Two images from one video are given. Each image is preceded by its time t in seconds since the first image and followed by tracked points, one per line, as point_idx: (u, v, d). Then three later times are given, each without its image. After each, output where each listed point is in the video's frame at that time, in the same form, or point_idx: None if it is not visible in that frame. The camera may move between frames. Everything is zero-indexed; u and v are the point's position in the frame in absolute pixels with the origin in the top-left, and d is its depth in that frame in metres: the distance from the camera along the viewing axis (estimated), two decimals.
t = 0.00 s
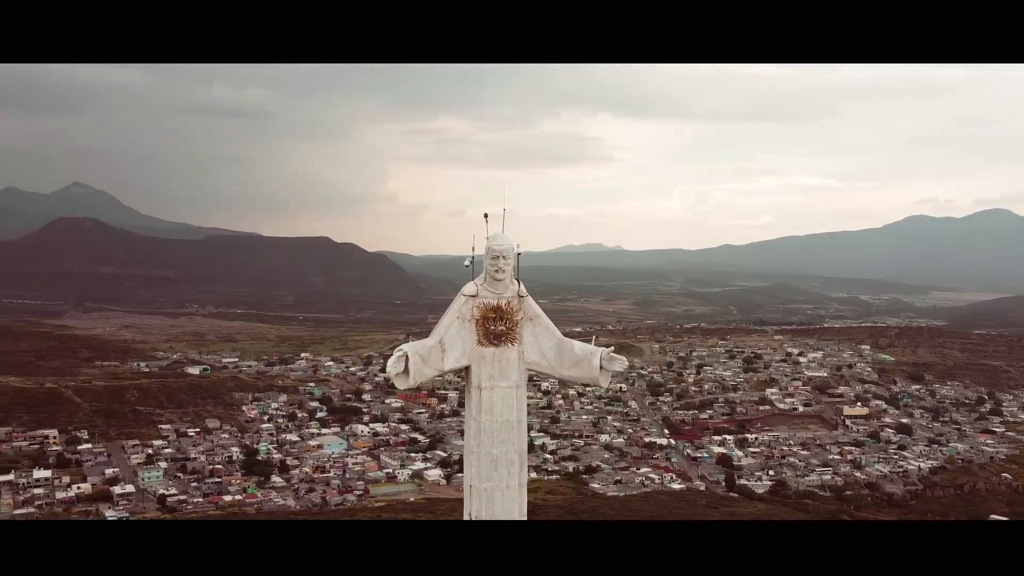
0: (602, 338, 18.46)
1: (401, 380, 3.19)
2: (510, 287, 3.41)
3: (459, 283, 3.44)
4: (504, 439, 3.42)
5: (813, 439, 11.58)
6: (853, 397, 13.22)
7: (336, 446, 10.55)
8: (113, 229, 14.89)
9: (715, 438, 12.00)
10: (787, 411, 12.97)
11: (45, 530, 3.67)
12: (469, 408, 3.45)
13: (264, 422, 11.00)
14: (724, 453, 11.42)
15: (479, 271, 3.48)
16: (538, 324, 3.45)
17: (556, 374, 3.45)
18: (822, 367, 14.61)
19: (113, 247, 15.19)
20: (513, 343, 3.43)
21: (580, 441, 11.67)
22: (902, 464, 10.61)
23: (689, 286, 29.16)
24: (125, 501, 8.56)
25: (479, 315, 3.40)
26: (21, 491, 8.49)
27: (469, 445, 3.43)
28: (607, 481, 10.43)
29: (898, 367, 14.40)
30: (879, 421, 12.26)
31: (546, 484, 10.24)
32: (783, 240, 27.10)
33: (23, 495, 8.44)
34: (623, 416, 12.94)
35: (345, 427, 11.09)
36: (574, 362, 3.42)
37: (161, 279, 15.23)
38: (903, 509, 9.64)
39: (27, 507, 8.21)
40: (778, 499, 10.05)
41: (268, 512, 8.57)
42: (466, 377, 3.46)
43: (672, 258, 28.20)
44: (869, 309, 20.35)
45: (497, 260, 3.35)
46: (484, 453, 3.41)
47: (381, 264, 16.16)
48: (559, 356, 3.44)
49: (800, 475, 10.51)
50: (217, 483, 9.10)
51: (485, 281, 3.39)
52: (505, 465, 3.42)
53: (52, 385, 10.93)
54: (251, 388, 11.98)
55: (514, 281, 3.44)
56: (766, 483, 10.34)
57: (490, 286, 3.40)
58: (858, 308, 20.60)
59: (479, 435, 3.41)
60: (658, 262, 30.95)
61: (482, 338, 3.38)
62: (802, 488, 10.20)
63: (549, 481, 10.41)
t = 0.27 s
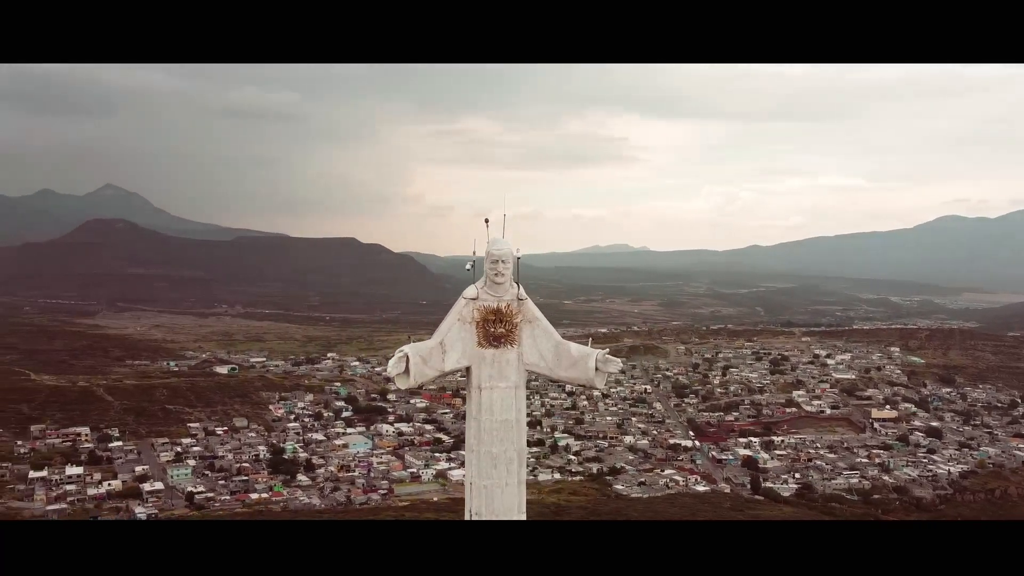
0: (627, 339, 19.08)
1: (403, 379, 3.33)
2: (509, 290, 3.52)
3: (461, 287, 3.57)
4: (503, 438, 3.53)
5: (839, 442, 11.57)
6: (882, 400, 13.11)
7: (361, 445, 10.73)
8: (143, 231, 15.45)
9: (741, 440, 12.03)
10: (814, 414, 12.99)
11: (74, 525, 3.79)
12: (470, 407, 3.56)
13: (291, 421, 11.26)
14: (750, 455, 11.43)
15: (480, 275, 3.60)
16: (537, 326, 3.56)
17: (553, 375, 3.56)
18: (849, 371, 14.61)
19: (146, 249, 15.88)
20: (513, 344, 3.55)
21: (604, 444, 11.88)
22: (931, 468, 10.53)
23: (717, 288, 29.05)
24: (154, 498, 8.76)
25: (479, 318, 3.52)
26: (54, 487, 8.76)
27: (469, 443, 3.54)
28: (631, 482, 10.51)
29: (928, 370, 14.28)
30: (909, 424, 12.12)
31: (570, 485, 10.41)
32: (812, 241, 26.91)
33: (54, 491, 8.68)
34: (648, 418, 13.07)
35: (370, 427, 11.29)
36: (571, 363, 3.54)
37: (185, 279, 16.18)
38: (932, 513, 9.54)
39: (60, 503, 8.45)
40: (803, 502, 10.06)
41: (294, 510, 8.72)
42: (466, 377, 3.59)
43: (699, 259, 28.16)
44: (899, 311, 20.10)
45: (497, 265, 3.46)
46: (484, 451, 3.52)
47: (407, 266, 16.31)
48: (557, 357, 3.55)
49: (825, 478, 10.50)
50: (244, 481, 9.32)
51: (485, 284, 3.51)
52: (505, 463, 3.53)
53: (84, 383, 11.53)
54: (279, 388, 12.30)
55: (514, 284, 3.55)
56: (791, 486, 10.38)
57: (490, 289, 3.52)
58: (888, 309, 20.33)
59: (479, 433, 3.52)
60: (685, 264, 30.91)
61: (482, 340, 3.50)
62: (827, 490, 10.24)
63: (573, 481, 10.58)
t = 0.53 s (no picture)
0: (649, 339, 19.44)
1: (404, 379, 3.50)
2: (509, 292, 3.65)
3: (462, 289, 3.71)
4: (503, 437, 3.66)
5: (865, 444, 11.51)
6: (908, 401, 13.04)
7: (383, 444, 10.90)
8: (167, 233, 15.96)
9: (764, 442, 12.04)
10: (840, 416, 12.95)
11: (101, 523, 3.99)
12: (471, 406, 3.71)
13: (313, 420, 11.49)
14: (773, 457, 11.42)
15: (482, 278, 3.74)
16: (536, 327, 3.68)
17: (551, 374, 3.69)
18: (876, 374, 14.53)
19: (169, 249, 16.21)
20: (512, 345, 3.67)
21: (626, 444, 12.01)
22: (959, 471, 10.46)
23: (741, 289, 28.94)
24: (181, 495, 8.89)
25: (479, 319, 3.65)
26: (83, 483, 8.89)
27: (469, 441, 3.69)
28: (653, 484, 10.60)
29: (957, 372, 14.15)
30: (935, 426, 12.05)
31: (592, 485, 10.54)
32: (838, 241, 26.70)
33: (83, 487, 8.79)
34: (670, 419, 13.12)
35: (393, 426, 11.43)
36: (568, 364, 3.67)
37: (214, 278, 16.53)
38: (959, 516, 9.45)
39: (88, 499, 8.58)
40: (826, 504, 10.04)
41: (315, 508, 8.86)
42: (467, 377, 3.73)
43: (723, 259, 28.07)
44: (928, 312, 19.83)
45: (496, 268, 3.58)
46: (483, 450, 3.66)
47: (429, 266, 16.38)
48: (555, 357, 3.67)
49: (850, 481, 10.47)
50: (267, 479, 9.47)
51: (485, 286, 3.64)
52: (504, 460, 3.67)
53: (113, 382, 11.95)
54: (303, 387, 12.61)
55: (514, 287, 3.67)
56: (816, 489, 10.38)
57: (490, 292, 3.65)
58: (916, 310, 20.08)
59: (479, 432, 3.66)
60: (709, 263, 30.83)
61: (482, 341, 3.64)
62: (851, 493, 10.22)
63: (595, 482, 10.72)
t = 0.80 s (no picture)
0: (675, 341, 19.76)
1: (404, 377, 3.64)
2: (509, 294, 3.73)
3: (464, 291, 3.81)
4: (502, 434, 3.75)
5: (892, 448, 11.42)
6: (938, 404, 12.91)
7: (407, 443, 10.98)
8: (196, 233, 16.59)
9: (790, 445, 12.01)
10: (868, 418, 12.89)
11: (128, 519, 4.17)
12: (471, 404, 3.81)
13: (338, 419, 11.74)
14: (799, 460, 11.39)
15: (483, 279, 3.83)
16: (535, 328, 3.75)
17: (550, 374, 3.76)
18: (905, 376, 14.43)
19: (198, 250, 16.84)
20: (511, 346, 3.75)
21: (650, 445, 12.25)
22: (988, 476, 10.37)
23: (769, 289, 28.78)
24: (207, 492, 9.06)
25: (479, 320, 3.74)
26: (113, 479, 9.14)
27: (470, 438, 3.78)
28: (676, 486, 10.64)
29: (988, 374, 14.00)
30: (965, 430, 11.96)
31: (615, 487, 10.65)
32: (867, 241, 26.43)
33: (113, 483, 9.03)
34: (694, 420, 13.39)
35: (416, 426, 11.44)
36: (565, 364, 3.74)
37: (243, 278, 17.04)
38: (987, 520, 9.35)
39: (118, 496, 8.78)
40: (852, 507, 9.96)
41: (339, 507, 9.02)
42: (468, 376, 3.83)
43: (751, 260, 27.95)
44: (960, 313, 19.49)
45: (496, 271, 3.67)
46: (483, 447, 3.75)
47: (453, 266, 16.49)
48: (553, 357, 3.74)
49: (877, 484, 10.42)
50: (292, 478, 9.65)
51: (486, 288, 3.73)
52: (503, 457, 3.75)
53: (142, 380, 12.37)
54: (328, 386, 12.91)
55: (514, 288, 3.76)
56: (841, 491, 10.29)
57: (490, 293, 3.73)
58: (948, 312, 19.78)
59: (479, 429, 3.75)
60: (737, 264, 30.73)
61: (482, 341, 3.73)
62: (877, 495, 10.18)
63: (619, 483, 10.83)
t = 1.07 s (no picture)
0: (699, 342, 20.01)
1: (406, 376, 3.77)
2: (508, 297, 3.82)
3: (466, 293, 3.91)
4: (501, 432, 3.85)
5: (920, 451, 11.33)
6: (968, 407, 12.79)
7: (431, 443, 11.00)
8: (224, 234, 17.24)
9: (815, 447, 11.98)
10: (895, 421, 12.82)
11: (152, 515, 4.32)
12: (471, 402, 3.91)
13: (362, 418, 12.00)
14: (824, 462, 11.36)
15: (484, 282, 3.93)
16: (533, 329, 3.83)
17: (547, 374, 3.84)
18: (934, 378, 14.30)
19: (227, 251, 17.46)
20: (510, 346, 3.84)
21: (673, 446, 12.26)
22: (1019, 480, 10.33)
23: (796, 290, 28.56)
24: (233, 490, 9.30)
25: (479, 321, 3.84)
26: (142, 476, 9.44)
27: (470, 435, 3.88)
28: (699, 488, 10.68)
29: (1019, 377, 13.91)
30: (995, 433, 11.89)
31: (638, 488, 10.74)
32: (897, 241, 26.10)
33: (142, 480, 9.31)
34: (718, 421, 13.45)
35: (439, 425, 11.53)
36: (561, 364, 3.82)
37: (270, 279, 17.44)
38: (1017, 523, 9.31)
39: (146, 492, 9.01)
40: (878, 511, 9.90)
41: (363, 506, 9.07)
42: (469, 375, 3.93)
43: (778, 260, 27.77)
44: (992, 314, 19.17)
45: (495, 274, 3.76)
46: (483, 443, 3.85)
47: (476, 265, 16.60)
48: (551, 357, 3.82)
49: (904, 488, 10.35)
50: (316, 476, 9.92)
51: (486, 290, 3.82)
52: (501, 454, 3.84)
53: (170, 379, 12.75)
54: (352, 385, 13.18)
55: (514, 290, 3.85)
56: (868, 495, 10.23)
57: (491, 295, 3.83)
58: (979, 313, 19.48)
59: (478, 427, 3.85)
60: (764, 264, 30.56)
61: (481, 341, 3.83)
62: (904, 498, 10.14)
63: (641, 484, 10.91)
